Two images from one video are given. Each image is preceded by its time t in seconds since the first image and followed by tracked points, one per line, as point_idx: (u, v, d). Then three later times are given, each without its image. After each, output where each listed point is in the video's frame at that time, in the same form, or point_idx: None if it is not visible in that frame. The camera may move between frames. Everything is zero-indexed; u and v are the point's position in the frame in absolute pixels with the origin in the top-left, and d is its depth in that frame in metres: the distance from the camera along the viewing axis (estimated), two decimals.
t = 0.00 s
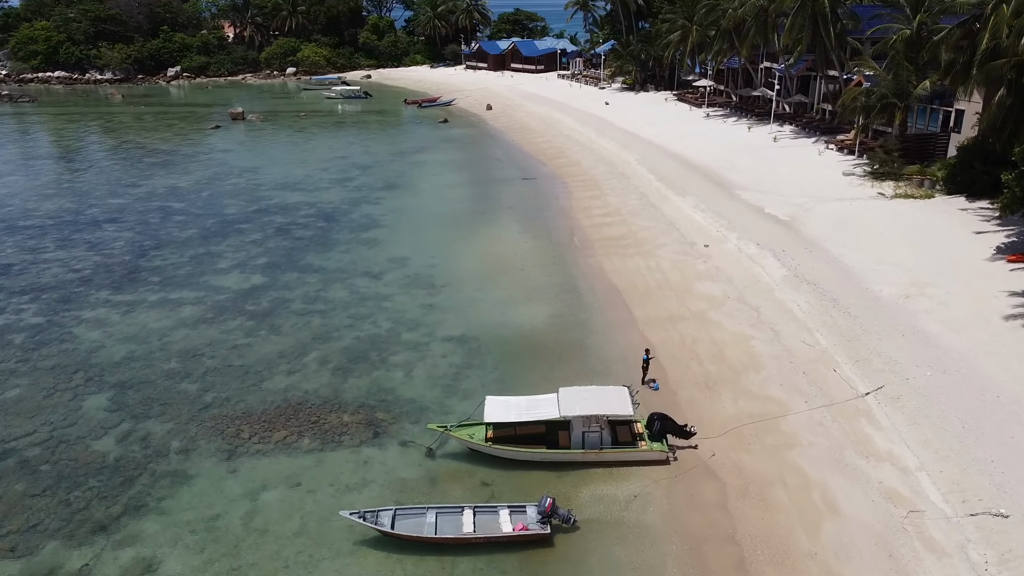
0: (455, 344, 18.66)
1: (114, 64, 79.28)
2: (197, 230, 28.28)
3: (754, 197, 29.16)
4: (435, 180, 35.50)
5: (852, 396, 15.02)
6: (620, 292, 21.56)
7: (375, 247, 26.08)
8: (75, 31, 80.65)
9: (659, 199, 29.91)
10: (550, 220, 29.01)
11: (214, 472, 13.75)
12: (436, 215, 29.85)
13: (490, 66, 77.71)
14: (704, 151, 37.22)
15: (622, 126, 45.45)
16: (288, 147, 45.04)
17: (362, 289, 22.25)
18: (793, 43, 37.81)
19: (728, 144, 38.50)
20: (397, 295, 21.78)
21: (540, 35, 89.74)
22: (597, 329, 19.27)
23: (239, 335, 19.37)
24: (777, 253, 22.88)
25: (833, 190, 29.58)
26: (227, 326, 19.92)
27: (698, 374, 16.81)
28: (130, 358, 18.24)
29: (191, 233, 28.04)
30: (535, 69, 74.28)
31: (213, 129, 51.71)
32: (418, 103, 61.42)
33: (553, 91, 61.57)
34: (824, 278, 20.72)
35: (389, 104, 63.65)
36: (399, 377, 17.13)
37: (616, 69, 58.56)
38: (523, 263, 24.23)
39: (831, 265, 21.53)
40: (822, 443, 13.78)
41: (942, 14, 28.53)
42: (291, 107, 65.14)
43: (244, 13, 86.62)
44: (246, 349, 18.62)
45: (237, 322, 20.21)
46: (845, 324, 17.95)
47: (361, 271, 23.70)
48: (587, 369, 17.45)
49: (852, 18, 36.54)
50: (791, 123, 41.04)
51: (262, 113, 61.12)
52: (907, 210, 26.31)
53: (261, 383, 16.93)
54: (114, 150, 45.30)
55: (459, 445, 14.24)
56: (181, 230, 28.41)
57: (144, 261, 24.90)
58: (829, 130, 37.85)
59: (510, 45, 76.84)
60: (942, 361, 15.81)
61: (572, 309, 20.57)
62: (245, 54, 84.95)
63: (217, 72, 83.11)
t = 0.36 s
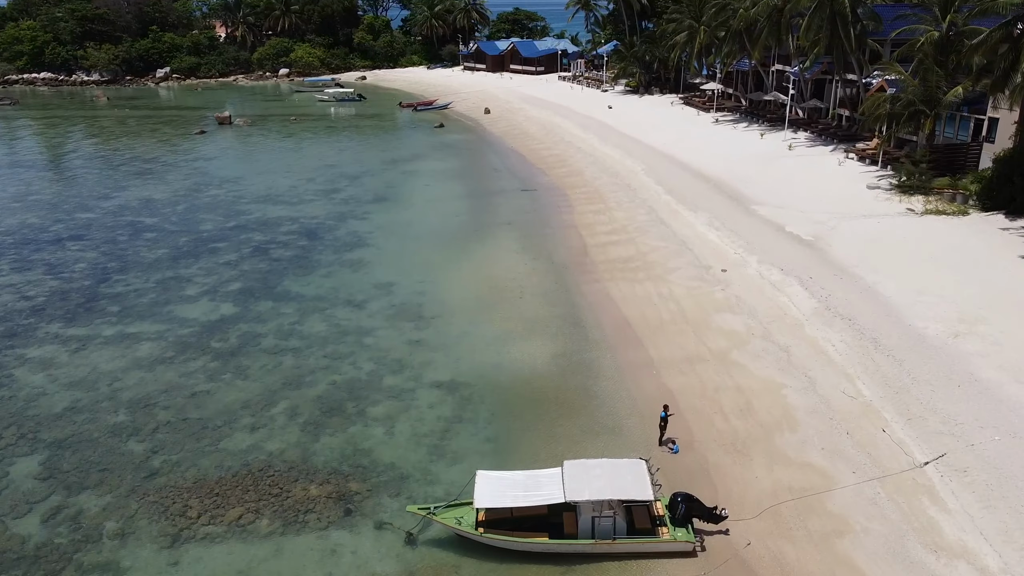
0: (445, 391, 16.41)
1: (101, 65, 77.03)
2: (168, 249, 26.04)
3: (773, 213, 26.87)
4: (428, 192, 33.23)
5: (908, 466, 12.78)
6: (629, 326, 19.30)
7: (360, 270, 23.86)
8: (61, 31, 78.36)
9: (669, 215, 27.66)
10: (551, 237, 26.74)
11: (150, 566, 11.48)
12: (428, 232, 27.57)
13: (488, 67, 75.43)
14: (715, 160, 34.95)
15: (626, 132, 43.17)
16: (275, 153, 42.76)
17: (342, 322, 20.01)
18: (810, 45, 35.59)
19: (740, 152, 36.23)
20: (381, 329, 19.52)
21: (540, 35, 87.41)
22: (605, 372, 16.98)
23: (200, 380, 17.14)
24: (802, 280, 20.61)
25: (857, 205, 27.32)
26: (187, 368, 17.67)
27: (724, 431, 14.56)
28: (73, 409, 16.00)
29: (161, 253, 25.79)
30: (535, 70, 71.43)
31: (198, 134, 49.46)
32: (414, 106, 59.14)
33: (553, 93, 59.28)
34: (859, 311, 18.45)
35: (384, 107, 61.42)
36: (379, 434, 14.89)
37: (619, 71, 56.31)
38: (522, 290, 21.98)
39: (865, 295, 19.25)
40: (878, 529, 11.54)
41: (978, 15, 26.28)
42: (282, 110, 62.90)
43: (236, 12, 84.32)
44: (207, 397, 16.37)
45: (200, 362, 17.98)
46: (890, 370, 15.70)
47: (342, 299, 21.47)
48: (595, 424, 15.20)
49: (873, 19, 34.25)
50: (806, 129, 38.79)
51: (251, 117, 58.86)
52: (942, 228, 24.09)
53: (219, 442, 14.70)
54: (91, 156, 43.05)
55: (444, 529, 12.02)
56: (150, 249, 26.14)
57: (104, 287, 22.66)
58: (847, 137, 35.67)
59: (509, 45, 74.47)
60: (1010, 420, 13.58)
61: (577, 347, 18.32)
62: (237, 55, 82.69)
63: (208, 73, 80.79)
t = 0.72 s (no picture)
0: (429, 458, 14.00)
1: (87, 67, 74.67)
2: (131, 275, 23.62)
3: (796, 233, 24.51)
4: (420, 207, 30.82)
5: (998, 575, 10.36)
6: (643, 372, 16.90)
7: (341, 301, 21.45)
8: (45, 32, 75.96)
9: (682, 235, 25.28)
10: (553, 261, 24.32)
11: None
12: (418, 254, 25.14)
13: (486, 69, 73.04)
14: (728, 172, 32.57)
15: (632, 139, 40.74)
16: (259, 162, 40.35)
17: (317, 366, 17.61)
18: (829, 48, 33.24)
19: (755, 163, 33.82)
20: (359, 376, 17.11)
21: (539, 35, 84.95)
22: (618, 434, 14.56)
23: (146, 442, 14.72)
24: (838, 318, 18.21)
25: (888, 225, 24.92)
26: (133, 426, 15.26)
27: (763, 516, 12.12)
28: None
29: (122, 279, 23.39)
30: (535, 72, 68.78)
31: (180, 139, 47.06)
32: (408, 111, 56.75)
33: (554, 97, 56.87)
34: (907, 357, 16.05)
35: (378, 111, 59.05)
36: (350, 517, 12.46)
37: (623, 74, 53.93)
38: (520, 325, 19.55)
39: (913, 337, 16.85)
40: None
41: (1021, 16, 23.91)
42: (272, 114, 60.53)
43: (227, 12, 81.96)
44: (151, 466, 13.97)
45: (149, 418, 15.58)
46: (958, 439, 13.28)
47: (319, 337, 19.07)
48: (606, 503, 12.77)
49: (898, 20, 31.80)
50: (824, 138, 36.40)
51: (238, 121, 56.46)
52: (986, 252, 21.70)
53: (158, 531, 12.28)
54: (65, 165, 40.64)
55: None
56: (111, 274, 23.75)
57: (54, 321, 20.28)
58: (869, 147, 33.34)
59: (508, 46, 71.94)
60: None
61: (585, 399, 15.90)
62: (227, 56, 80.33)
63: (198, 75, 78.38)
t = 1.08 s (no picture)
0: (409, 558, 11.57)
1: (72, 71, 72.24)
2: (84, 309, 21.24)
3: (825, 260, 22.07)
4: (411, 227, 28.39)
5: None
6: (662, 438, 14.44)
7: (317, 341, 19.06)
8: (29, 34, 73.48)
9: (698, 262, 22.85)
10: (555, 291, 21.88)
11: None
12: (406, 284, 22.71)
13: (485, 72, 70.64)
14: (744, 187, 30.14)
15: (638, 149, 38.30)
16: (242, 173, 37.93)
17: (284, 427, 15.21)
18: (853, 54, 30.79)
19: (771, 177, 31.39)
20: (331, 441, 14.68)
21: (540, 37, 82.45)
22: (637, 525, 12.11)
23: (70, 533, 12.31)
24: (885, 369, 15.77)
25: (926, 251, 22.49)
26: (57, 511, 12.82)
27: None
28: None
29: (75, 314, 20.96)
30: (535, 75, 66.34)
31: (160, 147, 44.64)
32: (403, 117, 54.33)
33: (555, 102, 54.46)
34: (975, 424, 13.61)
35: (371, 117, 56.68)
36: None
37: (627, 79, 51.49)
38: (519, 374, 17.11)
39: (977, 397, 14.43)
40: None
41: None
42: (261, 120, 58.15)
43: (217, 14, 79.63)
44: (72, 567, 11.57)
45: (79, 499, 13.16)
46: None
47: (288, 389, 16.66)
48: None
49: (929, 24, 29.35)
50: (845, 149, 34.03)
51: (225, 127, 54.02)
52: None
53: None
54: (35, 177, 38.25)
55: None
56: (63, 308, 21.33)
57: None
58: (895, 161, 30.96)
59: (507, 48, 69.49)
60: None
61: (595, 474, 13.45)
62: (218, 59, 77.93)
63: (187, 78, 75.95)
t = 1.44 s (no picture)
0: None
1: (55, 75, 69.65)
2: (26, 352, 18.77)
3: (862, 294, 19.64)
4: (398, 250, 25.96)
5: None
6: (690, 530, 11.99)
7: (286, 394, 16.63)
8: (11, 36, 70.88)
9: (718, 295, 20.41)
10: (558, 330, 19.40)
11: None
12: (391, 320, 20.27)
13: (483, 76, 68.31)
14: (763, 205, 27.68)
15: (645, 160, 35.85)
16: (221, 186, 35.47)
17: (238, 512, 12.77)
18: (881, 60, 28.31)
19: (792, 193, 28.96)
20: (293, 531, 12.29)
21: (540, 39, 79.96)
22: None
23: None
24: (951, 441, 13.33)
25: (974, 282, 20.06)
26: None
27: None
28: None
29: (15, 358, 18.50)
30: (535, 80, 63.89)
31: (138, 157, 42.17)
32: (396, 124, 51.95)
33: (556, 108, 52.07)
34: None
35: (364, 124, 54.26)
36: None
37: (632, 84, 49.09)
38: (518, 438, 14.66)
39: None
40: None
41: None
42: (249, 126, 55.71)
43: (206, 15, 77.19)
44: None
45: None
46: None
47: (247, 460, 14.23)
48: None
49: (965, 25, 26.92)
50: (868, 162, 31.65)
51: (210, 135, 51.60)
52: None
53: None
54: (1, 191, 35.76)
55: None
56: (3, 351, 18.88)
57: None
58: (926, 176, 28.61)
59: (506, 51, 67.09)
60: None
61: None
62: (207, 62, 75.47)
63: (175, 82, 73.45)
